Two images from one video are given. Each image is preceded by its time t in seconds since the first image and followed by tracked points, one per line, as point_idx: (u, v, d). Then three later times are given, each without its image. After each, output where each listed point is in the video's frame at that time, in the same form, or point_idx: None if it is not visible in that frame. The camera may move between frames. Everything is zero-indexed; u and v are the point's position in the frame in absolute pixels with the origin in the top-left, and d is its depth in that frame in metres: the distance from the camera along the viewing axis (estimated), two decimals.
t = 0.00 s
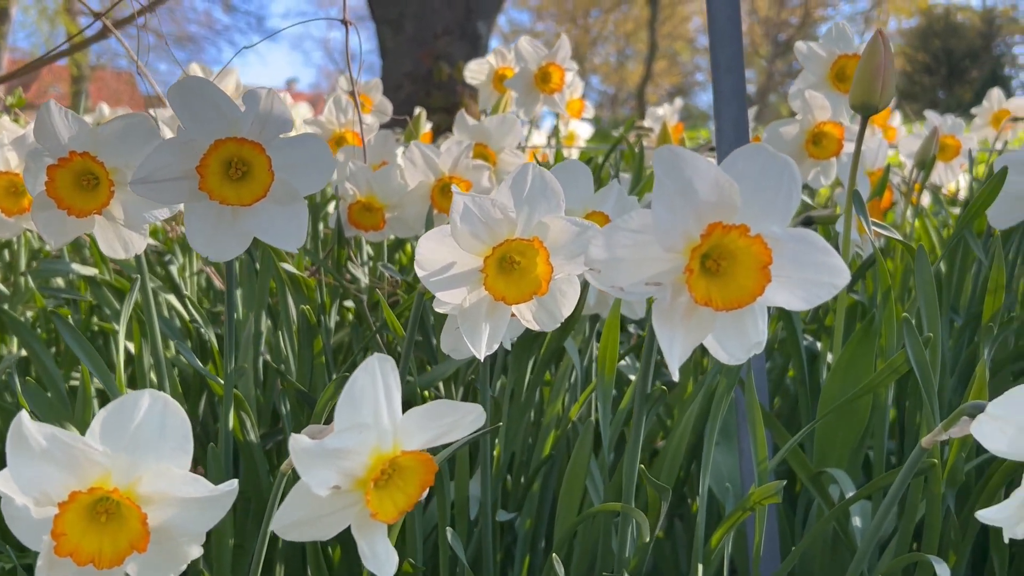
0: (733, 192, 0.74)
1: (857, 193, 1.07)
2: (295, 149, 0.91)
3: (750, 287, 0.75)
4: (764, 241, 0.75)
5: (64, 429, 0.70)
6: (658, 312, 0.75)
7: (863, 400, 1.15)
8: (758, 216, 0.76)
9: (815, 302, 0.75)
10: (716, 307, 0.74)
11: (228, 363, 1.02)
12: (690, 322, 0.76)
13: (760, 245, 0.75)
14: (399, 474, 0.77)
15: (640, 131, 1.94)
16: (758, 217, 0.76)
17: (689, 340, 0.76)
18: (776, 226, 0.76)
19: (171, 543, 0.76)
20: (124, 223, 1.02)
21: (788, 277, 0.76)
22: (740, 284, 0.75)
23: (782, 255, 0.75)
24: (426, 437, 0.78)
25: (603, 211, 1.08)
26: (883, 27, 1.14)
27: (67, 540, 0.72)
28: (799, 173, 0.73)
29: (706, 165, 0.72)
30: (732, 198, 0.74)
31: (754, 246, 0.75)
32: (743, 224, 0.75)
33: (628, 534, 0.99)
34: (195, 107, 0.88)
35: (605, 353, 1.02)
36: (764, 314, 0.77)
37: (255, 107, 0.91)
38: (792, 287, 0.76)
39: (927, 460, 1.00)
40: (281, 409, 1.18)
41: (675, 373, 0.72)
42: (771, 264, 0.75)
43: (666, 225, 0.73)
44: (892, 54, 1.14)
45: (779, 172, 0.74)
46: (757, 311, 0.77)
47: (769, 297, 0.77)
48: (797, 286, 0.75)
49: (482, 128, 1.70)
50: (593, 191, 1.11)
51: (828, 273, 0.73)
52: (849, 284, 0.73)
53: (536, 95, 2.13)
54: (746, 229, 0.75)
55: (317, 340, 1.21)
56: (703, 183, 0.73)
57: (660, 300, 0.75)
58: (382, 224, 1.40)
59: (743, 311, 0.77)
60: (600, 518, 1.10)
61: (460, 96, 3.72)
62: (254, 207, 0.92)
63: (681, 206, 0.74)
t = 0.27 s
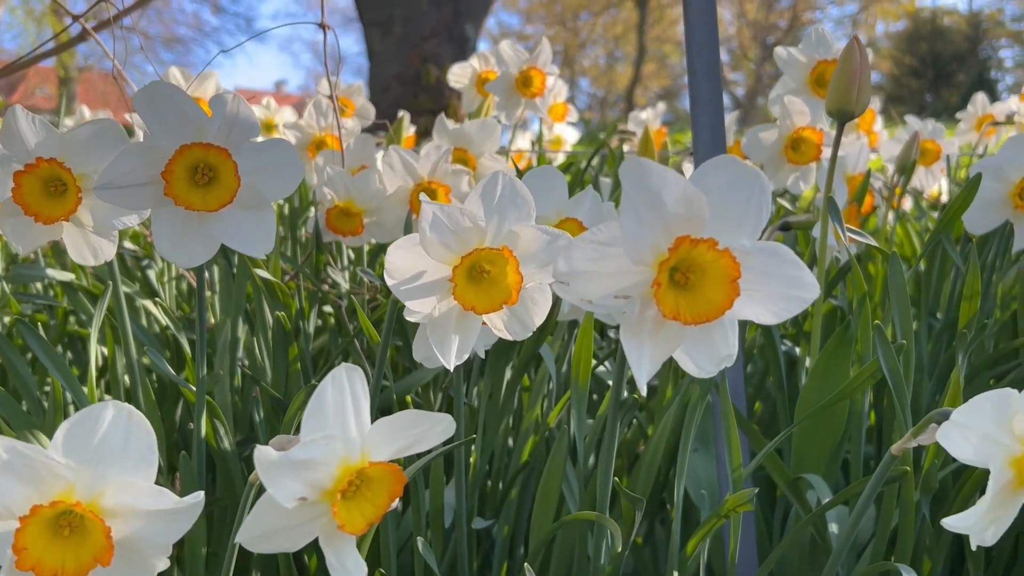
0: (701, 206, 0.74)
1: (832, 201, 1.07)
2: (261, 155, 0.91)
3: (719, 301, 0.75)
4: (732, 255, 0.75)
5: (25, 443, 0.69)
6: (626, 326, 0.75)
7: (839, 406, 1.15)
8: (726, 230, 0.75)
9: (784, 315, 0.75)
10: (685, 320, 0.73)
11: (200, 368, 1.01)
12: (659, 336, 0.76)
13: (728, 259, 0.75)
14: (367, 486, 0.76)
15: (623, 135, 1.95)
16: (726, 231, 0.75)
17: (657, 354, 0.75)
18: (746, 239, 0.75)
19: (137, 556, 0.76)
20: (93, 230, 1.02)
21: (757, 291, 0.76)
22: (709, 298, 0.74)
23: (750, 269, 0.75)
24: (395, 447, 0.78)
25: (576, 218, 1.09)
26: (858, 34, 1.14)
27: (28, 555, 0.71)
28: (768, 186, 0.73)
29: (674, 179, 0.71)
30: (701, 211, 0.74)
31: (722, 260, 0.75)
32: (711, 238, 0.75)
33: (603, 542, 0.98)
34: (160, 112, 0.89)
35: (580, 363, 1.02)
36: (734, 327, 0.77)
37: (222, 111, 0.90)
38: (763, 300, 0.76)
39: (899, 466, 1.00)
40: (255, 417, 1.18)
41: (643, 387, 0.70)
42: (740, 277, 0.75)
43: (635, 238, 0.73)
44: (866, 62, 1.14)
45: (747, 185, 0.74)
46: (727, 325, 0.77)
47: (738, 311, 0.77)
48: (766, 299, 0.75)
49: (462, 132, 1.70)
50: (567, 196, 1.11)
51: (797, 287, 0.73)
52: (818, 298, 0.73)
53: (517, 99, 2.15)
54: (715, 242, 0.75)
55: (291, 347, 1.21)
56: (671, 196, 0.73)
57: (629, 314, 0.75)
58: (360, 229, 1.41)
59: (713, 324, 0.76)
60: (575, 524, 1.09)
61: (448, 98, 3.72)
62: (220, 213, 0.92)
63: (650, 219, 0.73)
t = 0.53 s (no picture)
0: (680, 205, 0.74)
1: (816, 202, 1.06)
2: (238, 156, 0.92)
3: (699, 299, 0.75)
4: (712, 253, 0.75)
5: None
6: (606, 325, 0.74)
7: (823, 407, 1.15)
8: (706, 228, 0.75)
9: (763, 314, 0.75)
10: (665, 320, 0.73)
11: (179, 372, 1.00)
12: (639, 336, 0.75)
13: (708, 258, 0.75)
14: (343, 490, 0.76)
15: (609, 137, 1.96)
16: (705, 230, 0.75)
17: (636, 355, 0.75)
18: (726, 237, 0.75)
19: (112, 559, 0.75)
20: (73, 232, 1.02)
21: (737, 290, 0.75)
22: (688, 296, 0.75)
23: (731, 268, 0.75)
24: (372, 450, 0.78)
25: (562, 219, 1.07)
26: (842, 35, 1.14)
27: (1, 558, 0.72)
28: (747, 185, 0.73)
29: (654, 178, 0.71)
30: (679, 209, 0.74)
31: (702, 258, 0.75)
32: (690, 236, 0.75)
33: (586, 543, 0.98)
34: (136, 112, 0.88)
35: (564, 364, 1.02)
36: (714, 326, 0.77)
37: (197, 111, 0.91)
38: (742, 299, 0.75)
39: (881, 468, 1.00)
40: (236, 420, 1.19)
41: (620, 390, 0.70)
42: (719, 276, 0.75)
43: (615, 236, 0.73)
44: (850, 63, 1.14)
45: (728, 184, 0.73)
46: (707, 324, 0.77)
47: (718, 310, 0.77)
48: (747, 298, 0.75)
49: (448, 133, 1.71)
50: (552, 197, 1.10)
51: (777, 286, 0.73)
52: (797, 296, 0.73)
53: (503, 101, 2.17)
54: (694, 241, 0.75)
55: (274, 349, 1.21)
56: (650, 195, 0.73)
57: (609, 314, 0.75)
58: (345, 231, 1.41)
59: (693, 322, 0.76)
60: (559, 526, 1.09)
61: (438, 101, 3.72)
62: (195, 214, 0.92)
63: (629, 218, 0.73)
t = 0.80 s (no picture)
0: (655, 207, 0.74)
1: (800, 205, 1.06)
2: (221, 159, 0.90)
3: (673, 301, 0.75)
4: (686, 256, 0.75)
5: None
6: (580, 328, 0.75)
7: (807, 409, 1.15)
8: (680, 231, 0.76)
9: (738, 317, 0.75)
10: (639, 321, 0.74)
11: (161, 376, 0.99)
12: (615, 338, 0.76)
13: (682, 261, 0.75)
14: (324, 493, 0.74)
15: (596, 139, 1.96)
16: (679, 232, 0.76)
17: (613, 356, 0.75)
18: (700, 240, 0.76)
19: (90, 566, 0.74)
20: (54, 235, 1.01)
21: (713, 292, 0.75)
22: (663, 297, 0.75)
23: (706, 270, 0.75)
24: (352, 454, 0.77)
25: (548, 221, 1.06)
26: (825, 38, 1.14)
27: None
28: (722, 187, 0.73)
29: (629, 179, 0.72)
30: (653, 211, 0.74)
31: (676, 262, 0.75)
32: (665, 239, 0.75)
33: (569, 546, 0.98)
34: (119, 114, 0.87)
35: (547, 368, 1.01)
36: (690, 329, 0.77)
37: (180, 113, 0.90)
38: (718, 301, 0.75)
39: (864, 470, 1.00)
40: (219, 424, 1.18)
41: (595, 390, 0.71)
42: (694, 278, 0.75)
43: (588, 240, 0.72)
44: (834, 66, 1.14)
45: (702, 186, 0.74)
46: (683, 326, 0.77)
47: (695, 313, 0.77)
48: (720, 300, 0.75)
49: (434, 135, 1.70)
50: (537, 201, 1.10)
51: (751, 288, 0.73)
52: (771, 298, 0.73)
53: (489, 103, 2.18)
54: (669, 243, 0.75)
55: (257, 352, 1.20)
56: (625, 197, 0.73)
57: (584, 316, 0.75)
58: (330, 234, 1.40)
59: (669, 325, 0.76)
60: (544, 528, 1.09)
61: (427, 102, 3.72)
62: (179, 216, 0.91)
63: (604, 222, 0.73)
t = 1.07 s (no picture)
0: (637, 212, 0.74)
1: (783, 208, 1.06)
2: (202, 162, 0.90)
3: (655, 305, 0.75)
4: (667, 259, 0.75)
5: None
6: (563, 332, 0.74)
7: (792, 412, 1.15)
8: (660, 235, 0.76)
9: (719, 320, 0.75)
10: (621, 324, 0.74)
11: (144, 380, 0.98)
12: (597, 342, 0.76)
13: (664, 264, 0.75)
14: (305, 497, 0.74)
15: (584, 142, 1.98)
16: (660, 236, 0.76)
17: (594, 360, 0.75)
18: (682, 244, 0.76)
19: (67, 572, 0.74)
20: (36, 238, 1.00)
21: (693, 295, 0.76)
22: (645, 301, 0.75)
23: (687, 274, 0.75)
24: (331, 459, 0.77)
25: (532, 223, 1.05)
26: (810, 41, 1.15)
27: None
28: (703, 193, 0.74)
29: (609, 184, 0.71)
30: (634, 215, 0.74)
31: (657, 264, 0.75)
32: (646, 242, 0.76)
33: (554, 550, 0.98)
34: (99, 117, 0.88)
35: (533, 371, 1.01)
36: (672, 332, 0.77)
37: (161, 116, 0.90)
38: (699, 305, 0.75)
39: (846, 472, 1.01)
40: (203, 428, 1.18)
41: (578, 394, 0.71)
42: (675, 282, 0.75)
43: (570, 244, 0.73)
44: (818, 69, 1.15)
45: (684, 190, 0.74)
46: (665, 329, 0.77)
47: (676, 316, 0.76)
48: (701, 303, 0.75)
49: (420, 138, 1.71)
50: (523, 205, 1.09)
51: (733, 291, 0.74)
52: (752, 302, 0.73)
53: (477, 105, 2.18)
54: (649, 247, 0.75)
55: (242, 354, 1.19)
56: (606, 202, 0.73)
57: (566, 320, 0.74)
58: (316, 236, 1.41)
59: (650, 328, 0.76)
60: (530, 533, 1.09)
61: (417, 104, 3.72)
62: (160, 220, 0.91)
63: (586, 226, 0.73)
